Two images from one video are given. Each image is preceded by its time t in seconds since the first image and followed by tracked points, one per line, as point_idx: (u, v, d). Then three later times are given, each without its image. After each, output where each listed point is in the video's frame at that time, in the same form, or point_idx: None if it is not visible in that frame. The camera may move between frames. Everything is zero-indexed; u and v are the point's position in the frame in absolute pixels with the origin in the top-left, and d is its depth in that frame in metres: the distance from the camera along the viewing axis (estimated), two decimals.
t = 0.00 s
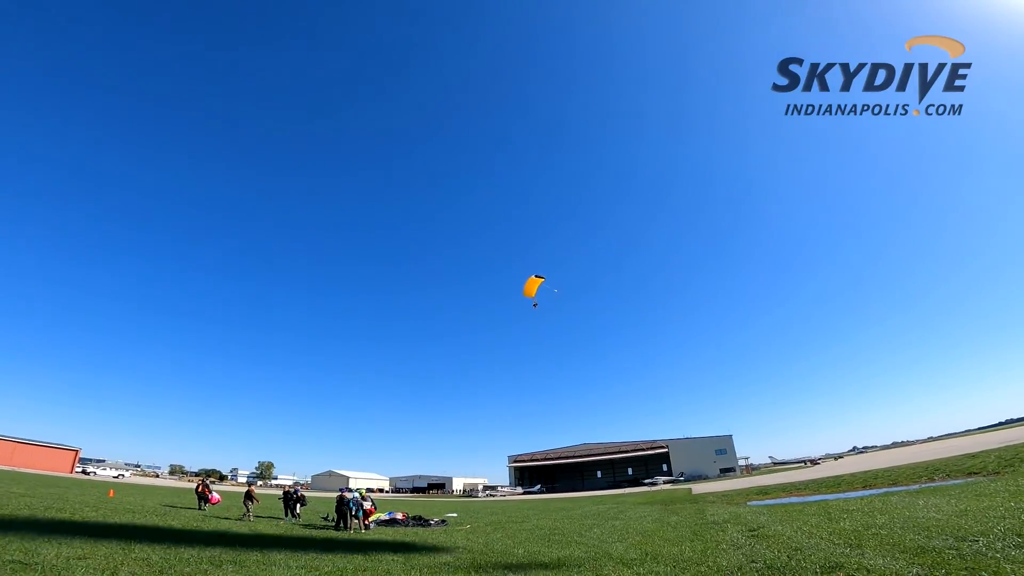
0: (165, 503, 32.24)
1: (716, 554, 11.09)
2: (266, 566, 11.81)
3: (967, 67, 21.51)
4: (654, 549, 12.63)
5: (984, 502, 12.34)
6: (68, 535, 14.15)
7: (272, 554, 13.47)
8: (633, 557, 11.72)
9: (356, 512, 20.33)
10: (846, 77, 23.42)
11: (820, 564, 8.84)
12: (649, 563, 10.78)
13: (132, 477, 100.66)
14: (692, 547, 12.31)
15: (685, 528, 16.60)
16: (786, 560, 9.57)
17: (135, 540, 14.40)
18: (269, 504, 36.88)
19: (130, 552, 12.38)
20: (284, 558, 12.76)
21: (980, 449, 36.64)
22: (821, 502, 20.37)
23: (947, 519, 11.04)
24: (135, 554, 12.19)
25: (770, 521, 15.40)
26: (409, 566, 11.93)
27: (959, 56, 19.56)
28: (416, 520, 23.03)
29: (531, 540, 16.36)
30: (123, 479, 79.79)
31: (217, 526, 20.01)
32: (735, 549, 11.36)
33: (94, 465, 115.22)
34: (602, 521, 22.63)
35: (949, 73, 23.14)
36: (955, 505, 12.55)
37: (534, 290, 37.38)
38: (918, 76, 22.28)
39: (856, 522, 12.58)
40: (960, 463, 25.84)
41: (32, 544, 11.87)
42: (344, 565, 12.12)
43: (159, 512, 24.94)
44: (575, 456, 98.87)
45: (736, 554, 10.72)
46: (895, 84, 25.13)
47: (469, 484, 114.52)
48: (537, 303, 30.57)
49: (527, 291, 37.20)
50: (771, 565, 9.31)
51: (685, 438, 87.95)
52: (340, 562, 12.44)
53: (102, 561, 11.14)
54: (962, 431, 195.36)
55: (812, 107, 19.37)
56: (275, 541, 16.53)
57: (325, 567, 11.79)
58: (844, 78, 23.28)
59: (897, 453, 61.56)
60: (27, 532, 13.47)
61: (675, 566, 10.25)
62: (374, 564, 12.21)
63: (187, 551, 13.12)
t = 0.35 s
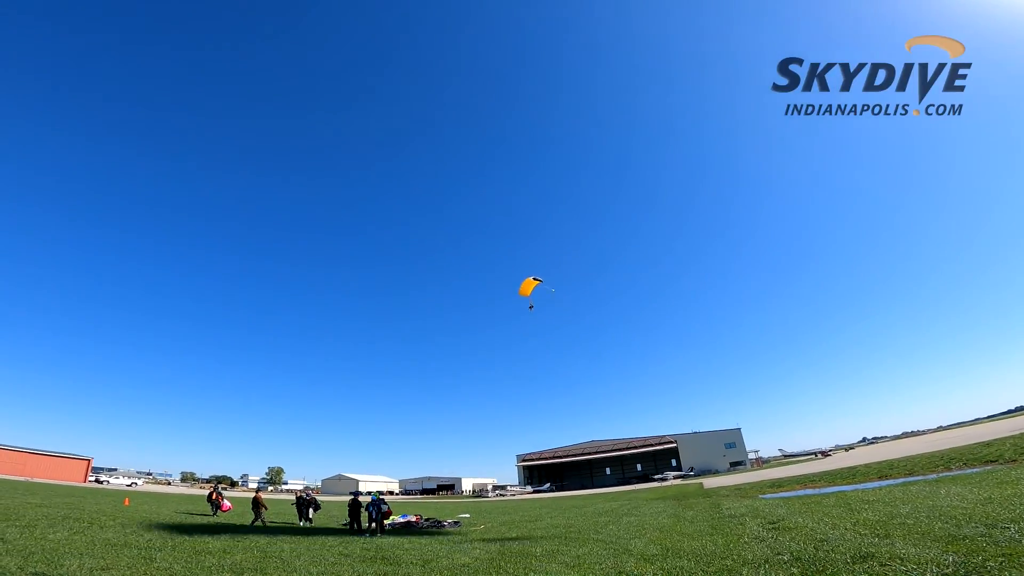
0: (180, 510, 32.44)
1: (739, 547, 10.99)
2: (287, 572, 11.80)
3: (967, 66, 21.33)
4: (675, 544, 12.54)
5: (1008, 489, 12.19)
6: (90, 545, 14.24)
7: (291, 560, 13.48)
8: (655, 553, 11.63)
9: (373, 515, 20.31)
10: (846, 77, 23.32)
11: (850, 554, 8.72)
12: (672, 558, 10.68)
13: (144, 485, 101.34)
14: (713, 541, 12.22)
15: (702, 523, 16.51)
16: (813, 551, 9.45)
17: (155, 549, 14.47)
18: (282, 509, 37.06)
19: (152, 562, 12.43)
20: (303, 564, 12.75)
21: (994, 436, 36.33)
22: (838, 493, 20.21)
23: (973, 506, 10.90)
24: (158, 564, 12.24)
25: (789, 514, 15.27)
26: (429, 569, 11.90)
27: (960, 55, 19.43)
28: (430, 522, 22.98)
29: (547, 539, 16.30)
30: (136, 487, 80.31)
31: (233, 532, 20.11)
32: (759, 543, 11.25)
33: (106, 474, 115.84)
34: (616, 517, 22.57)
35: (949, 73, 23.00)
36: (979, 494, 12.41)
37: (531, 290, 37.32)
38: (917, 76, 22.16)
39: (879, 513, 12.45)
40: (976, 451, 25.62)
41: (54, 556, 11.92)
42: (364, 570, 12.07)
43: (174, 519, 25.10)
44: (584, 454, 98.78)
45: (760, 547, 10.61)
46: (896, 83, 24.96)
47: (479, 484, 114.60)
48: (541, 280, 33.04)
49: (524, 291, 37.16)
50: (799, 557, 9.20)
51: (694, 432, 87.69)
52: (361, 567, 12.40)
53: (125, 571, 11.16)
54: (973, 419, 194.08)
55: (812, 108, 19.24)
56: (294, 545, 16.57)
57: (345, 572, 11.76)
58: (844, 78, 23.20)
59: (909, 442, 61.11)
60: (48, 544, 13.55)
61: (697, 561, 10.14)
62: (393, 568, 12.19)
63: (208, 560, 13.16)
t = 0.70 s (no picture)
0: (191, 505, 32.85)
1: (754, 544, 10.88)
2: (297, 570, 11.74)
3: (968, 65, 20.94)
4: (687, 541, 12.44)
5: None
6: (100, 541, 14.36)
7: (302, 556, 13.50)
8: (667, 550, 11.53)
9: (381, 510, 20.36)
10: (845, 77, 23.09)
11: (872, 552, 8.58)
12: (686, 555, 10.61)
13: (156, 480, 102.78)
14: (727, 538, 12.13)
15: (714, 520, 16.38)
16: (832, 549, 9.31)
17: (166, 545, 14.60)
18: (293, 503, 37.45)
19: (162, 559, 12.48)
20: (313, 562, 12.73)
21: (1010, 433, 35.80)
22: (852, 490, 20.01)
23: (995, 503, 10.70)
24: (167, 560, 12.30)
25: (803, 511, 15.10)
26: (438, 565, 11.87)
27: (961, 56, 19.08)
28: (439, 518, 23.03)
29: (557, 535, 16.28)
30: (149, 482, 81.59)
31: (243, 527, 20.30)
32: (773, 540, 11.14)
33: (118, 469, 117.63)
34: (626, 513, 22.53)
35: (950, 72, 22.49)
36: (999, 491, 12.16)
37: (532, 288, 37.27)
38: (917, 76, 21.93)
39: (896, 510, 12.26)
40: (993, 449, 25.20)
41: (65, 552, 12.02)
42: (373, 567, 12.03)
43: (185, 514, 25.42)
44: (591, 450, 98.81)
45: (776, 544, 10.51)
46: (897, 82, 24.54)
47: (486, 480, 115.08)
48: (541, 280, 35.17)
49: (524, 287, 37.07)
50: (818, 554, 9.10)
51: (703, 429, 87.30)
52: (371, 564, 12.37)
53: (135, 567, 11.20)
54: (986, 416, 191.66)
55: (811, 108, 18.89)
56: (303, 541, 16.67)
57: (355, 570, 11.69)
58: (843, 78, 22.99)
59: (922, 439, 60.41)
60: (60, 540, 13.68)
61: (713, 558, 10.03)
62: (403, 565, 12.15)
63: (218, 556, 13.22)
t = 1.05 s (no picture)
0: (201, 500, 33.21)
1: (772, 538, 10.79)
2: (308, 565, 11.71)
3: (966, 65, 20.89)
4: (703, 534, 12.36)
5: None
6: (110, 537, 14.45)
7: (311, 552, 13.52)
8: (682, 543, 11.46)
9: (390, 503, 20.45)
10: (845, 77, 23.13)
11: (898, 545, 8.47)
12: (703, 549, 10.53)
13: (167, 474, 104.31)
14: (744, 532, 12.04)
15: (726, 513, 16.29)
16: (856, 542, 9.18)
17: (176, 541, 14.69)
18: (302, 498, 37.80)
19: (171, 555, 12.50)
20: (323, 557, 12.71)
21: None
22: (866, 484, 19.84)
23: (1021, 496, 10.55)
24: (176, 556, 12.34)
25: (818, 504, 14.96)
26: (451, 560, 11.85)
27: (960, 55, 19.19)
28: (448, 511, 23.12)
29: (569, 529, 16.27)
30: (160, 477, 83.00)
31: (253, 522, 20.48)
32: (792, 533, 11.03)
33: (129, 464, 119.37)
34: (636, 507, 22.51)
35: (948, 72, 22.55)
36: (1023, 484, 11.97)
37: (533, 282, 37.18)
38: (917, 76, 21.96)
39: (916, 503, 12.12)
40: (1009, 442, 24.90)
41: (74, 549, 12.06)
42: (385, 562, 12.00)
43: (195, 509, 25.69)
44: (598, 443, 99.07)
45: (795, 538, 10.41)
46: (897, 81, 24.81)
47: (493, 473, 115.81)
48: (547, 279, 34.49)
49: (525, 282, 36.99)
50: (841, 548, 9.00)
51: (710, 422, 87.20)
52: (382, 560, 12.34)
53: (144, 564, 11.24)
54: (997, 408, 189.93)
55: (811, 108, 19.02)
56: (313, 536, 16.73)
57: (366, 565, 11.66)
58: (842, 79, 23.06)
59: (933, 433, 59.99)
60: (69, 537, 13.75)
61: (731, 552, 9.95)
62: (414, 560, 12.14)
63: (228, 552, 13.25)
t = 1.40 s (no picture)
0: (202, 487, 33.29)
1: (783, 525, 10.80)
2: (313, 553, 11.67)
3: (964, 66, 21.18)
4: (710, 521, 12.39)
5: None
6: (112, 526, 14.40)
7: (316, 539, 13.51)
8: (690, 530, 11.49)
9: (393, 489, 20.58)
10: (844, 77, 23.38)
11: (914, 533, 8.47)
12: (713, 536, 10.54)
13: (167, 460, 104.91)
14: (752, 519, 12.06)
15: (730, 501, 16.36)
16: (869, 530, 9.19)
17: (179, 530, 14.65)
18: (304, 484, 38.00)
19: (175, 544, 12.44)
20: (328, 545, 12.68)
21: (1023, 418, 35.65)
22: (868, 472, 19.95)
23: None
24: (179, 546, 12.27)
25: (824, 493, 15.02)
26: (458, 547, 11.85)
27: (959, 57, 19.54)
28: (450, 498, 23.19)
29: (573, 515, 16.35)
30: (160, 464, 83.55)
31: (255, 510, 20.51)
32: (801, 521, 11.06)
33: (130, 450, 120.19)
34: (638, 493, 22.64)
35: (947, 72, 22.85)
36: None
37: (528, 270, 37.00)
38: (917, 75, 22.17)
39: (925, 492, 12.16)
40: (1010, 433, 25.06)
41: (75, 540, 11.97)
42: (390, 549, 11.99)
43: (197, 496, 25.75)
44: (597, 429, 99.87)
45: (806, 526, 10.44)
46: (896, 82, 25.01)
47: (492, 459, 116.84)
48: (541, 267, 33.84)
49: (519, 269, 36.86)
50: (855, 535, 9.02)
51: (709, 410, 87.83)
52: (387, 547, 12.33)
53: (147, 554, 11.15)
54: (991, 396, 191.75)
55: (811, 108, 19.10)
56: (316, 523, 16.75)
57: (372, 553, 11.64)
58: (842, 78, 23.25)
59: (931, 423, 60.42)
60: (70, 527, 13.66)
61: (742, 539, 9.97)
62: (420, 547, 12.15)
63: (231, 541, 13.21)
